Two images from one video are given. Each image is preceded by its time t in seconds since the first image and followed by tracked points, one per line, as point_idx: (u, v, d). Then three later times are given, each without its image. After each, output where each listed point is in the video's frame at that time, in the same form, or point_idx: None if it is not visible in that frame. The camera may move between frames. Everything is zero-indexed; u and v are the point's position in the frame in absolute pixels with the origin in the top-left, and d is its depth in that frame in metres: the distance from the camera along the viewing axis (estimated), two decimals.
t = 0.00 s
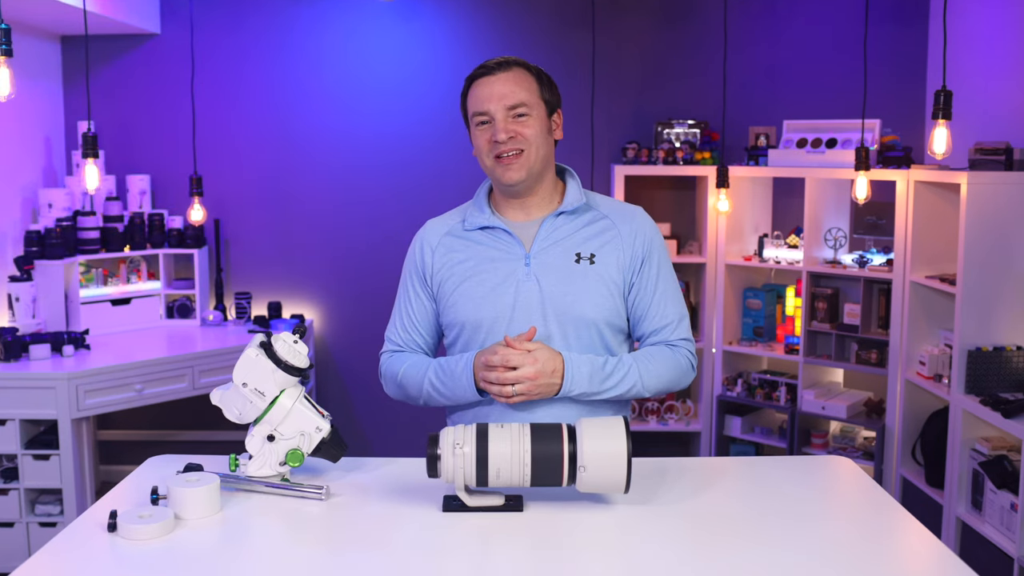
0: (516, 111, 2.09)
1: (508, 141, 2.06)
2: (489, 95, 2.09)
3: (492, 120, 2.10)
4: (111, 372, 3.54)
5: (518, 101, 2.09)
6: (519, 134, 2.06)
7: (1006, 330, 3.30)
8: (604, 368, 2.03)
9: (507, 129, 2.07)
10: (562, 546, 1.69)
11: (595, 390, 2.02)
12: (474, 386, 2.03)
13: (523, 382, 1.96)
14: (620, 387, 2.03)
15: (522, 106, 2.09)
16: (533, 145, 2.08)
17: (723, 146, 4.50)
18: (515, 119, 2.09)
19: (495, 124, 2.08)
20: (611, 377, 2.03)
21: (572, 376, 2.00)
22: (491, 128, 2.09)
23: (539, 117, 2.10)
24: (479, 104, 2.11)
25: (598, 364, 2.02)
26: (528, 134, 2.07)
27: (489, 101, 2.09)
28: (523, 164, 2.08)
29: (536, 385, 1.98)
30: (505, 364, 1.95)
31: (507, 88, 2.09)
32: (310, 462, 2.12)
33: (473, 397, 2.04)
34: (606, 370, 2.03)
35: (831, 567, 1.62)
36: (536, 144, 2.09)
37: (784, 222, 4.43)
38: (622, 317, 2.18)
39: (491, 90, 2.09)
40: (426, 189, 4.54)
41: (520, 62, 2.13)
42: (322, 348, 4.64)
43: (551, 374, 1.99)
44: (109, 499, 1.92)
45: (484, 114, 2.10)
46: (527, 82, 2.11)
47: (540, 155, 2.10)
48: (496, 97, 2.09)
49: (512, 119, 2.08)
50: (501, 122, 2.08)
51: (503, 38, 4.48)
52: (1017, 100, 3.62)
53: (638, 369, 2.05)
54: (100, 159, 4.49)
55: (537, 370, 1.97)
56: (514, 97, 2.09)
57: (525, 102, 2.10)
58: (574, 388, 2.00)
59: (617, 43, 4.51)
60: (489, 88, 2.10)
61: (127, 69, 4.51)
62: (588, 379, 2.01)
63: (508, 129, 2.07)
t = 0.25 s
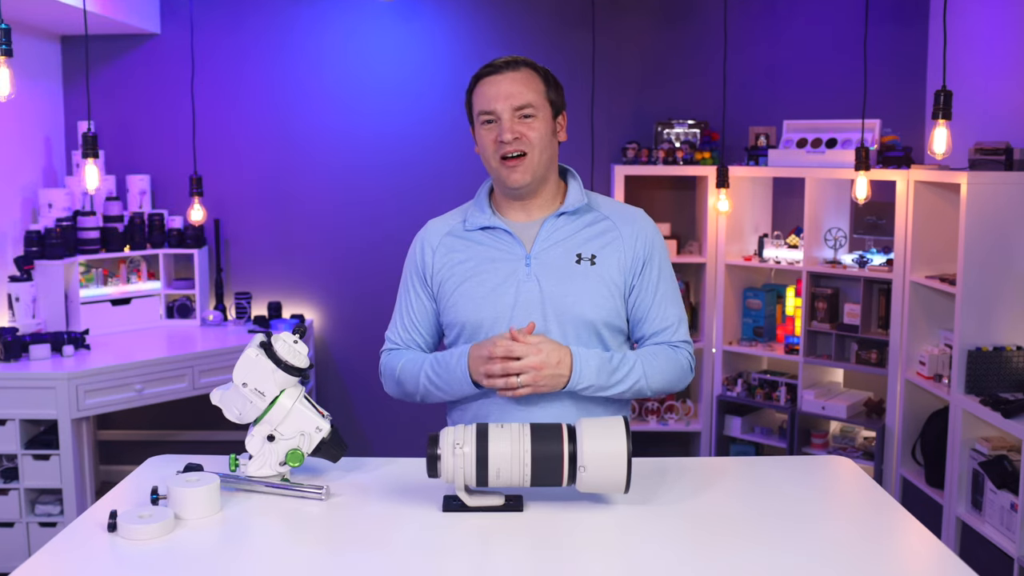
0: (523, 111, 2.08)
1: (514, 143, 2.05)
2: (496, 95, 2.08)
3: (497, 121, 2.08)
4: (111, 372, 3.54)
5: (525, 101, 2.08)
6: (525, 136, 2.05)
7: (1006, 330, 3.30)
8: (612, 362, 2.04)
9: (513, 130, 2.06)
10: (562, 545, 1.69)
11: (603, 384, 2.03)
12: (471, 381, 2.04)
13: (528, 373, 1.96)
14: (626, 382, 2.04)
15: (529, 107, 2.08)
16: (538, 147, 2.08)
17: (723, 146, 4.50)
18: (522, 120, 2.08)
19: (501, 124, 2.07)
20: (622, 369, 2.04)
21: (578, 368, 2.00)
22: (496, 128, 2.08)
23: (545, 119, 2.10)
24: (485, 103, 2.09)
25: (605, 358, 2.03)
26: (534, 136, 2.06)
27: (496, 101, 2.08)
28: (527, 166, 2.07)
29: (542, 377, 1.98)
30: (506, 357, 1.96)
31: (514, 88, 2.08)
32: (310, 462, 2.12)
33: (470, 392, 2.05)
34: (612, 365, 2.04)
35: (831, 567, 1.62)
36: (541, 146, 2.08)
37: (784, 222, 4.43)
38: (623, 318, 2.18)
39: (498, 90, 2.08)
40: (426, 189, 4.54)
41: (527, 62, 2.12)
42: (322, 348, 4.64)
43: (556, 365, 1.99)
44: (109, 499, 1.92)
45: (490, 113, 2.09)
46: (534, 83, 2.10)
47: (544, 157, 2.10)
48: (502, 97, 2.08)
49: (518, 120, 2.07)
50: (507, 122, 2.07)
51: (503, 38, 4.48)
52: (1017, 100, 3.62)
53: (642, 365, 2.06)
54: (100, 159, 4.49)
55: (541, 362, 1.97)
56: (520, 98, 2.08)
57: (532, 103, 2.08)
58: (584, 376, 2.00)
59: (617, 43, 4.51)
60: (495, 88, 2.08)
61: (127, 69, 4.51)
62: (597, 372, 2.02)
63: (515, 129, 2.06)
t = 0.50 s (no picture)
0: (528, 120, 2.07)
1: (517, 153, 2.05)
2: (501, 102, 2.06)
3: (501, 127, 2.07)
4: (111, 372, 3.54)
5: (531, 110, 2.07)
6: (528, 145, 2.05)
7: (1006, 330, 3.30)
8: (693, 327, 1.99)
9: (517, 138, 2.05)
10: (562, 545, 1.69)
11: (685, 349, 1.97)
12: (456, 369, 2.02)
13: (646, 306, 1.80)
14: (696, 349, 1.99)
15: (534, 116, 2.07)
16: (542, 156, 2.08)
17: (723, 146, 4.50)
18: (526, 129, 2.07)
19: (504, 132, 2.06)
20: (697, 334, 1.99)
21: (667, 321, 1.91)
22: (499, 135, 2.07)
23: (549, 127, 2.09)
24: (490, 109, 2.07)
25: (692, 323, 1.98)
26: (537, 146, 2.06)
27: (500, 107, 2.06)
28: (530, 175, 2.07)
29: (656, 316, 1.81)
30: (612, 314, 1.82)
31: (520, 96, 2.06)
32: (310, 462, 2.12)
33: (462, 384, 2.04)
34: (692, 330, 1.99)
35: (832, 567, 1.62)
36: (544, 155, 2.08)
37: (784, 222, 4.43)
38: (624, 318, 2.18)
39: (504, 97, 2.07)
40: (426, 189, 4.54)
41: (533, 68, 2.10)
42: (322, 348, 4.64)
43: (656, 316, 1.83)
44: (108, 499, 1.92)
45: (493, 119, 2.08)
46: (540, 90, 2.09)
47: (547, 166, 2.09)
48: (507, 104, 2.06)
49: (523, 129, 2.07)
50: (511, 131, 2.06)
51: (503, 38, 4.48)
52: (1018, 100, 3.62)
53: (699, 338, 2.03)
54: (100, 159, 4.49)
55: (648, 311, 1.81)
56: (526, 105, 2.06)
57: (537, 112, 2.08)
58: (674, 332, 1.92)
59: (617, 43, 4.51)
60: (501, 94, 2.07)
61: (127, 69, 4.51)
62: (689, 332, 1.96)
63: (519, 138, 2.05)
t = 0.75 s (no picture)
0: (532, 121, 2.07)
1: (520, 154, 2.05)
2: (505, 103, 2.06)
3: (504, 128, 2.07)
4: (111, 372, 3.54)
5: (535, 111, 2.06)
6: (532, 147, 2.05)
7: (1006, 330, 3.30)
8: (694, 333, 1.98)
9: (520, 140, 2.05)
10: (562, 545, 1.69)
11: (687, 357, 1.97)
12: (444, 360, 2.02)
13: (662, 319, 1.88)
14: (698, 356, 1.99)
15: (538, 117, 2.07)
16: (544, 158, 2.08)
17: (723, 146, 4.50)
18: (529, 130, 2.07)
19: (508, 133, 2.06)
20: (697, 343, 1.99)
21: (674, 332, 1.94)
22: (503, 136, 2.07)
23: (552, 129, 2.09)
24: (494, 109, 2.07)
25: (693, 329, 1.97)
26: (540, 147, 2.06)
27: (505, 108, 2.06)
28: (532, 177, 2.07)
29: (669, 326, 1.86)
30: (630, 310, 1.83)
31: (525, 98, 2.06)
32: (310, 461, 2.12)
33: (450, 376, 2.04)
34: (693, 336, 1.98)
35: (832, 567, 1.62)
36: (546, 156, 2.08)
37: (784, 222, 4.43)
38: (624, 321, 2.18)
39: (508, 97, 2.06)
40: (426, 189, 4.54)
41: (537, 69, 2.10)
42: (322, 348, 4.64)
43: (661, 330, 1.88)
44: (108, 499, 1.92)
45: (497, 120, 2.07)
46: (544, 91, 2.09)
47: (549, 168, 2.10)
48: (511, 105, 2.06)
49: (526, 130, 2.06)
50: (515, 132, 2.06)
51: (503, 38, 4.48)
52: (1017, 100, 3.62)
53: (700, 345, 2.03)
54: (100, 159, 4.49)
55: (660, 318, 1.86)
56: (530, 107, 2.06)
57: (541, 113, 2.07)
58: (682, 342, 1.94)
59: (617, 43, 4.51)
60: (505, 95, 2.06)
61: (127, 69, 4.51)
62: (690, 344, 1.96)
63: (522, 140, 2.05)
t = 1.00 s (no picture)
0: (537, 119, 2.06)
1: (524, 152, 2.05)
2: (510, 100, 2.06)
3: (510, 125, 2.07)
4: (111, 372, 3.54)
5: (540, 109, 2.06)
6: (536, 144, 2.05)
7: (1006, 330, 3.30)
8: (622, 356, 2.02)
9: (525, 138, 2.04)
10: (562, 545, 1.69)
11: (613, 379, 2.00)
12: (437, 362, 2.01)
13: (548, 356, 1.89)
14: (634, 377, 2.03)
15: (543, 115, 2.07)
16: (548, 157, 2.08)
17: (723, 146, 4.50)
18: (534, 128, 2.06)
19: (513, 130, 2.06)
20: (630, 365, 2.03)
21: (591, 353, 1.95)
22: (507, 133, 2.06)
23: (557, 127, 2.09)
24: (499, 106, 2.07)
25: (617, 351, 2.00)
26: (545, 146, 2.06)
27: (510, 105, 2.06)
28: (536, 175, 2.08)
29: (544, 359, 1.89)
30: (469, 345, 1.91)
31: (531, 95, 2.06)
32: (310, 462, 2.12)
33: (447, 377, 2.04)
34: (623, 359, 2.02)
35: (832, 567, 1.62)
36: (551, 155, 2.08)
37: (784, 222, 4.44)
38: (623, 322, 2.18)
39: (514, 94, 2.06)
40: (426, 189, 4.54)
41: (544, 66, 2.09)
42: (322, 348, 4.64)
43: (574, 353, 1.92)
44: (108, 499, 1.92)
45: (502, 117, 2.07)
46: (550, 89, 2.08)
47: (554, 166, 2.10)
48: (517, 103, 2.06)
49: (531, 128, 2.06)
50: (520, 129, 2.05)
51: (503, 38, 4.48)
52: (1017, 100, 3.62)
53: (647, 364, 2.05)
54: (100, 159, 4.49)
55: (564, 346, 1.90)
56: (536, 105, 2.06)
57: (547, 111, 2.07)
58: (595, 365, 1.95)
59: (617, 43, 4.51)
60: (511, 92, 2.06)
61: (127, 69, 4.51)
62: (607, 366, 1.97)
63: (527, 137, 2.05)
